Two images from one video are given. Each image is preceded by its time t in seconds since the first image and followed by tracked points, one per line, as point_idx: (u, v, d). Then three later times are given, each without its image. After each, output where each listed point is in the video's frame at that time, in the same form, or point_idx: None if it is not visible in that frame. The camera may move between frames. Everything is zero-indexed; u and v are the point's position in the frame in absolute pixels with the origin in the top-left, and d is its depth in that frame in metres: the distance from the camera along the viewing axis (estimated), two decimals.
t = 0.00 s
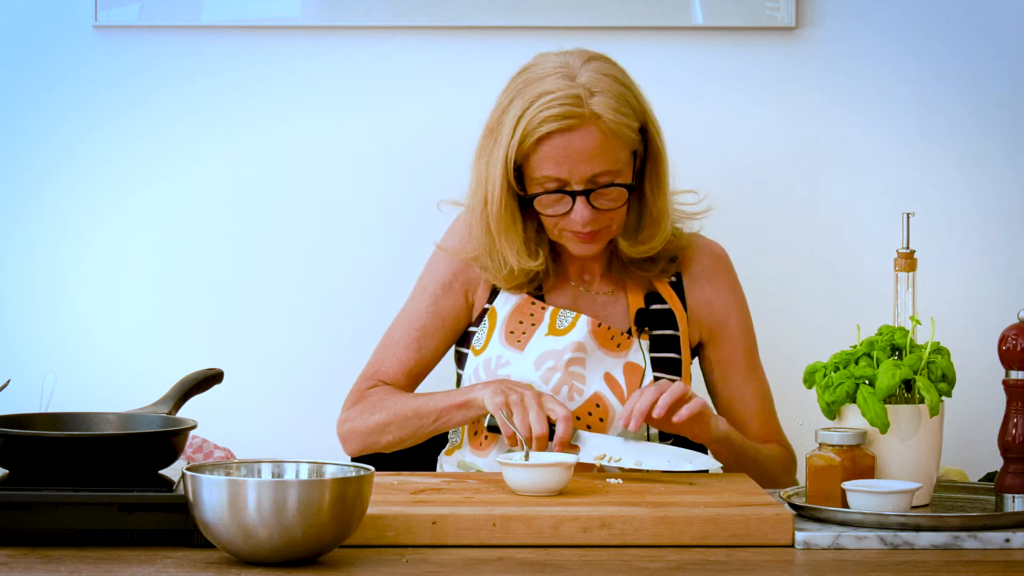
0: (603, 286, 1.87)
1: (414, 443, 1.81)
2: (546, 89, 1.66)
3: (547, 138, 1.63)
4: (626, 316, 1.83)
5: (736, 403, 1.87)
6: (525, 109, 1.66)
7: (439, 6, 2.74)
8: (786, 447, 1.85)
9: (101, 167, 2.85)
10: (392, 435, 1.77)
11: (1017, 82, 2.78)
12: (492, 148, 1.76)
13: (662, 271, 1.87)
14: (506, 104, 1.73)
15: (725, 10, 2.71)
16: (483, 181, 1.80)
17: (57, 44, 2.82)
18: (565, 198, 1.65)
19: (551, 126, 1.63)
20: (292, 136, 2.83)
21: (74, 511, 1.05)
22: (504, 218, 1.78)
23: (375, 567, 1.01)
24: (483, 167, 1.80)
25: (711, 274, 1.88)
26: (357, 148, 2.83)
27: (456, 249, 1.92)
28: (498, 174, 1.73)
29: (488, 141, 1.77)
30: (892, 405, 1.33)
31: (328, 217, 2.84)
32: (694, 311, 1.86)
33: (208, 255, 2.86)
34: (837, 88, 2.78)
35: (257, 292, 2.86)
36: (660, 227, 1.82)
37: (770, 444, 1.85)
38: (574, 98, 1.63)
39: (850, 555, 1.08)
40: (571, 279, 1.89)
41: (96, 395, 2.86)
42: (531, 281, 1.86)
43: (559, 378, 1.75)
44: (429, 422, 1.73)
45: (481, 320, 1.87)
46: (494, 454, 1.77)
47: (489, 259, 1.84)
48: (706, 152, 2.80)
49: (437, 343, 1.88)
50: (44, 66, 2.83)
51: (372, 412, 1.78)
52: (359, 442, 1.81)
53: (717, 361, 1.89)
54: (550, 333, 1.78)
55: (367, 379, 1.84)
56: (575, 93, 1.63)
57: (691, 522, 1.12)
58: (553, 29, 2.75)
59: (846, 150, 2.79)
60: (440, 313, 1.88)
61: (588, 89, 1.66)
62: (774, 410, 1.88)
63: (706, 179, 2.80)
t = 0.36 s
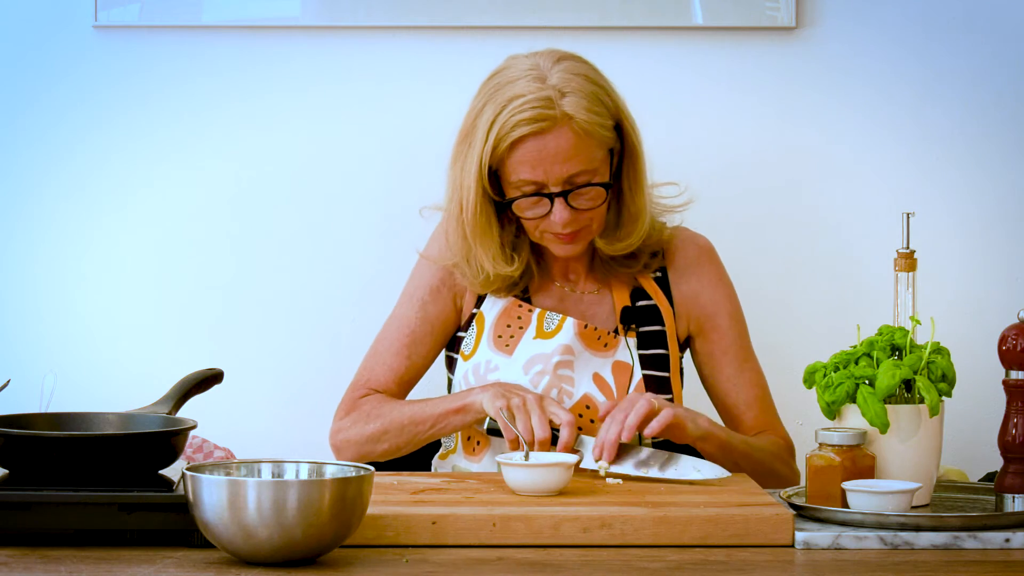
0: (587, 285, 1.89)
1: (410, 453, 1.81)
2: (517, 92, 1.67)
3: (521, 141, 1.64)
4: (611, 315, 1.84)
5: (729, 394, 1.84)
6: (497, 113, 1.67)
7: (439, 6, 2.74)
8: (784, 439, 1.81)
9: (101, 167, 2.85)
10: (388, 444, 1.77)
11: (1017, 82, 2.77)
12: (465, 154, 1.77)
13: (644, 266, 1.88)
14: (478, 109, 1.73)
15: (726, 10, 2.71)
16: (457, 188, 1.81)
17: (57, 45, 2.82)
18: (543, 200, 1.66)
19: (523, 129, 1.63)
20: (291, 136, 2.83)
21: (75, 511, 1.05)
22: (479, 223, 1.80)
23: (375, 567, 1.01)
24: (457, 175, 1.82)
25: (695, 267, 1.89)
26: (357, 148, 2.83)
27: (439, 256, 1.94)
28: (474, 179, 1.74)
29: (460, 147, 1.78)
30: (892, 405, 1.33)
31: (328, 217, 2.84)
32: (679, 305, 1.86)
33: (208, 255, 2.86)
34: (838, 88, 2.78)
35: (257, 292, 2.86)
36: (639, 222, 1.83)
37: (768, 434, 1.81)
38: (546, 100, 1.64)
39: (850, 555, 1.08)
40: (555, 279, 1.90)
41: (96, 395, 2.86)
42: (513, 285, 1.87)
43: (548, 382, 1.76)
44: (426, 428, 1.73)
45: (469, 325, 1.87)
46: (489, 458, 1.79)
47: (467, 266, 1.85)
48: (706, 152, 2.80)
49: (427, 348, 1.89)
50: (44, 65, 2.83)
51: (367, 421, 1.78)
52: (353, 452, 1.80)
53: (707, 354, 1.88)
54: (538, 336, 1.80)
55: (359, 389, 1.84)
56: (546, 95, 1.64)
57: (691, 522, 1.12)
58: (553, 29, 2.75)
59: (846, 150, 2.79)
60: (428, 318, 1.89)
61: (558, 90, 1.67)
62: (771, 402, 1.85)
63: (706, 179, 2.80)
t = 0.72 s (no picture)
0: (587, 286, 1.89)
1: (406, 447, 1.80)
2: (520, 91, 1.67)
3: (523, 140, 1.64)
4: (611, 316, 1.84)
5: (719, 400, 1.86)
6: (500, 112, 1.67)
7: (439, 5, 2.74)
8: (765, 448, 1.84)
9: (101, 167, 2.85)
10: (382, 440, 1.77)
11: (1018, 81, 2.77)
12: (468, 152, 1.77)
13: (643, 267, 1.87)
14: (480, 108, 1.73)
15: (725, 11, 2.72)
16: (460, 187, 1.81)
17: (55, 45, 2.82)
18: (546, 199, 1.66)
19: (526, 128, 1.63)
20: (291, 136, 2.83)
21: (74, 511, 1.05)
22: (481, 222, 1.79)
23: (375, 567, 1.01)
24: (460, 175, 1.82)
25: (697, 272, 1.89)
26: (357, 148, 2.83)
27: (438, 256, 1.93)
28: (476, 178, 1.75)
29: (463, 146, 1.78)
30: (892, 405, 1.33)
31: (328, 217, 2.84)
32: (679, 307, 1.86)
33: (208, 254, 2.86)
34: (838, 89, 2.78)
35: (259, 292, 2.86)
36: (639, 223, 1.82)
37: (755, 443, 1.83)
38: (549, 99, 1.64)
39: (850, 554, 1.08)
40: (555, 279, 1.90)
41: (96, 395, 2.86)
42: (513, 286, 1.87)
43: (547, 381, 1.76)
44: (418, 422, 1.72)
45: (468, 325, 1.87)
46: (489, 458, 1.79)
47: (467, 266, 1.84)
48: (706, 152, 2.80)
49: (424, 347, 1.89)
50: (44, 66, 2.83)
51: (361, 418, 1.78)
52: (350, 450, 1.81)
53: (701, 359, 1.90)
54: (537, 336, 1.81)
55: (357, 387, 1.85)
56: (549, 93, 1.63)
57: (691, 522, 1.12)
58: (554, 29, 2.75)
59: (845, 151, 2.79)
60: (426, 318, 1.89)
61: (561, 88, 1.66)
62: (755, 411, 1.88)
63: (706, 179, 2.80)
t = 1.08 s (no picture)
0: (597, 286, 1.88)
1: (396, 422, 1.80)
2: (542, 88, 1.67)
3: (543, 136, 1.64)
4: (620, 316, 1.84)
5: (726, 406, 1.84)
6: (520, 108, 1.67)
7: (439, 5, 2.74)
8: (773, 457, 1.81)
9: (101, 167, 2.85)
10: (374, 412, 1.77)
11: (1017, 82, 2.77)
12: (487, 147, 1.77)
13: (656, 271, 1.88)
14: (501, 103, 1.73)
15: (725, 11, 2.72)
16: (477, 180, 1.81)
17: (55, 45, 2.82)
18: (562, 196, 1.65)
19: (546, 125, 1.63)
20: (291, 136, 2.83)
21: (74, 511, 1.05)
22: (496, 216, 1.79)
23: (375, 567, 1.01)
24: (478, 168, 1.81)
25: (707, 276, 1.88)
26: (357, 148, 2.83)
27: (450, 245, 1.93)
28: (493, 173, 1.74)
29: (483, 140, 1.78)
30: (892, 405, 1.32)
31: (329, 217, 2.85)
32: (687, 312, 1.86)
33: (208, 255, 2.86)
34: (838, 89, 2.78)
35: (259, 292, 2.86)
36: (654, 228, 1.83)
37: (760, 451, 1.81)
38: (570, 97, 1.63)
39: (850, 555, 1.08)
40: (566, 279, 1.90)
41: (96, 395, 2.86)
42: (525, 282, 1.87)
43: (555, 378, 1.77)
44: (413, 396, 1.72)
45: (478, 318, 1.89)
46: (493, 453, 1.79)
47: (480, 260, 1.84)
48: (706, 152, 2.80)
49: (429, 332, 1.89)
50: (44, 66, 2.83)
51: (355, 388, 1.78)
52: (337, 421, 1.80)
53: (709, 363, 1.88)
54: (547, 334, 1.80)
55: (353, 359, 1.84)
56: (571, 91, 1.63)
57: (691, 521, 1.12)
58: (554, 29, 2.75)
59: (845, 151, 2.79)
60: (433, 304, 1.88)
61: (583, 87, 1.66)
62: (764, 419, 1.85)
63: (705, 180, 2.80)
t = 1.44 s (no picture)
0: (612, 286, 1.88)
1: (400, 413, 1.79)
2: (570, 83, 1.67)
3: (568, 131, 1.64)
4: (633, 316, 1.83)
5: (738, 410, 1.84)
6: (547, 102, 1.67)
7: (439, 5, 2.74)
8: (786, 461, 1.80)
9: (101, 168, 2.85)
10: (379, 401, 1.76)
11: (1017, 81, 2.77)
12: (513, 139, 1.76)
13: (672, 276, 1.87)
14: (530, 95, 1.73)
15: (725, 11, 2.72)
16: (501, 173, 1.80)
17: (54, 46, 2.83)
18: (583, 192, 1.65)
19: (572, 119, 1.63)
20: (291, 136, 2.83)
21: (74, 512, 1.05)
22: (521, 209, 1.76)
23: (375, 567, 1.01)
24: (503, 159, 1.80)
25: (724, 280, 1.87)
26: (357, 148, 2.83)
27: (469, 236, 1.93)
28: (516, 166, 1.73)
29: (509, 132, 1.77)
30: (892, 405, 1.32)
31: (329, 217, 2.85)
32: (702, 316, 1.85)
33: (208, 254, 2.86)
34: (837, 88, 2.78)
35: (259, 292, 2.86)
36: (676, 232, 1.83)
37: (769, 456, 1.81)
38: (598, 93, 1.64)
39: (850, 554, 1.08)
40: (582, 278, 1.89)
41: (96, 396, 2.86)
42: (543, 277, 1.87)
43: (563, 371, 1.78)
44: (420, 390, 1.71)
45: (490, 311, 1.89)
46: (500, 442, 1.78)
47: (504, 252, 1.84)
48: (706, 152, 2.80)
49: (441, 320, 1.89)
50: (44, 65, 2.83)
51: (363, 375, 1.77)
52: (342, 404, 1.79)
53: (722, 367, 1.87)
54: (557, 327, 1.81)
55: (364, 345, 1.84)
56: (599, 88, 1.63)
57: (691, 521, 1.12)
58: (554, 29, 2.75)
59: (845, 151, 2.79)
60: (447, 295, 1.89)
61: (612, 85, 1.67)
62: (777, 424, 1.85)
63: (705, 180, 2.80)
